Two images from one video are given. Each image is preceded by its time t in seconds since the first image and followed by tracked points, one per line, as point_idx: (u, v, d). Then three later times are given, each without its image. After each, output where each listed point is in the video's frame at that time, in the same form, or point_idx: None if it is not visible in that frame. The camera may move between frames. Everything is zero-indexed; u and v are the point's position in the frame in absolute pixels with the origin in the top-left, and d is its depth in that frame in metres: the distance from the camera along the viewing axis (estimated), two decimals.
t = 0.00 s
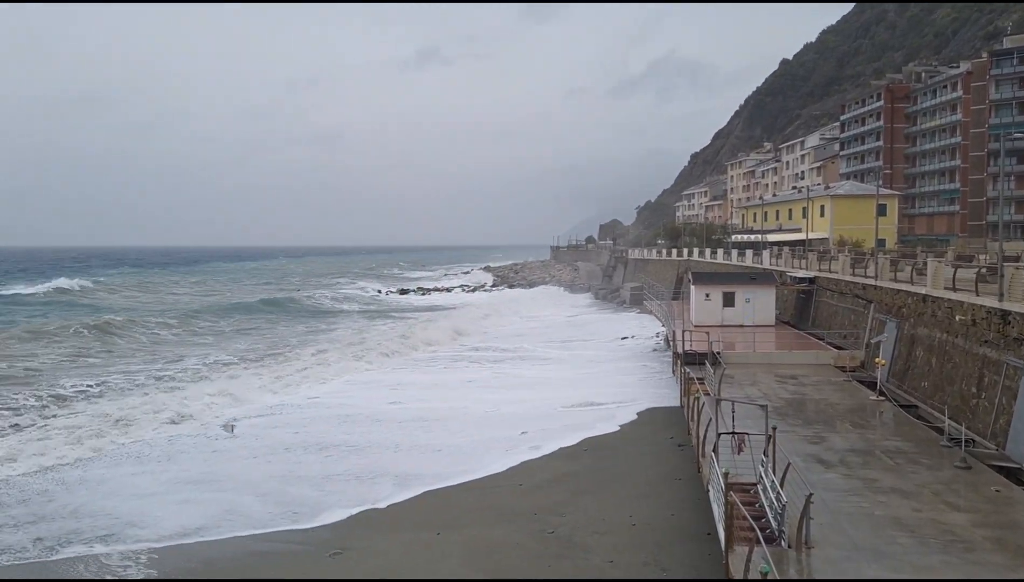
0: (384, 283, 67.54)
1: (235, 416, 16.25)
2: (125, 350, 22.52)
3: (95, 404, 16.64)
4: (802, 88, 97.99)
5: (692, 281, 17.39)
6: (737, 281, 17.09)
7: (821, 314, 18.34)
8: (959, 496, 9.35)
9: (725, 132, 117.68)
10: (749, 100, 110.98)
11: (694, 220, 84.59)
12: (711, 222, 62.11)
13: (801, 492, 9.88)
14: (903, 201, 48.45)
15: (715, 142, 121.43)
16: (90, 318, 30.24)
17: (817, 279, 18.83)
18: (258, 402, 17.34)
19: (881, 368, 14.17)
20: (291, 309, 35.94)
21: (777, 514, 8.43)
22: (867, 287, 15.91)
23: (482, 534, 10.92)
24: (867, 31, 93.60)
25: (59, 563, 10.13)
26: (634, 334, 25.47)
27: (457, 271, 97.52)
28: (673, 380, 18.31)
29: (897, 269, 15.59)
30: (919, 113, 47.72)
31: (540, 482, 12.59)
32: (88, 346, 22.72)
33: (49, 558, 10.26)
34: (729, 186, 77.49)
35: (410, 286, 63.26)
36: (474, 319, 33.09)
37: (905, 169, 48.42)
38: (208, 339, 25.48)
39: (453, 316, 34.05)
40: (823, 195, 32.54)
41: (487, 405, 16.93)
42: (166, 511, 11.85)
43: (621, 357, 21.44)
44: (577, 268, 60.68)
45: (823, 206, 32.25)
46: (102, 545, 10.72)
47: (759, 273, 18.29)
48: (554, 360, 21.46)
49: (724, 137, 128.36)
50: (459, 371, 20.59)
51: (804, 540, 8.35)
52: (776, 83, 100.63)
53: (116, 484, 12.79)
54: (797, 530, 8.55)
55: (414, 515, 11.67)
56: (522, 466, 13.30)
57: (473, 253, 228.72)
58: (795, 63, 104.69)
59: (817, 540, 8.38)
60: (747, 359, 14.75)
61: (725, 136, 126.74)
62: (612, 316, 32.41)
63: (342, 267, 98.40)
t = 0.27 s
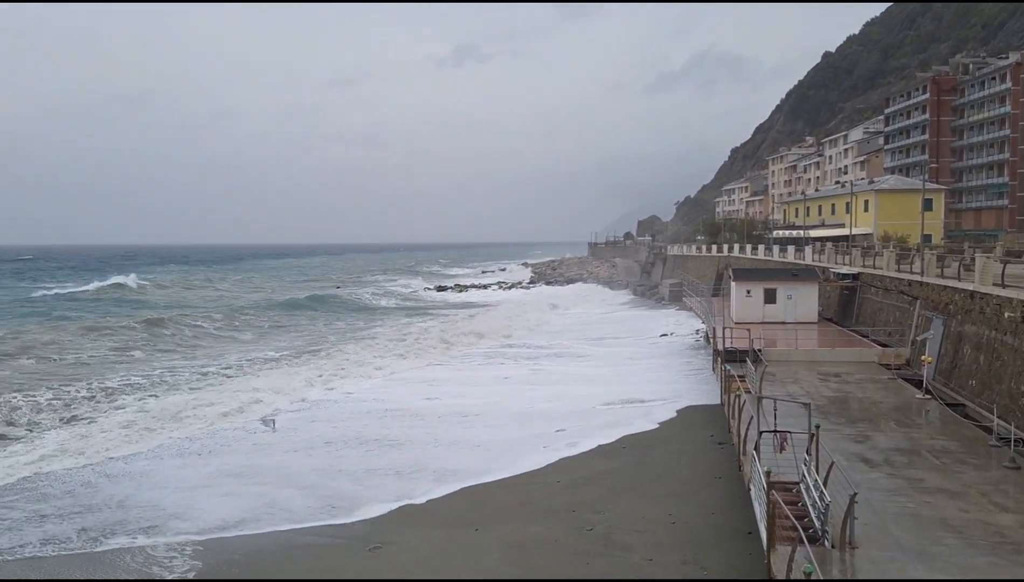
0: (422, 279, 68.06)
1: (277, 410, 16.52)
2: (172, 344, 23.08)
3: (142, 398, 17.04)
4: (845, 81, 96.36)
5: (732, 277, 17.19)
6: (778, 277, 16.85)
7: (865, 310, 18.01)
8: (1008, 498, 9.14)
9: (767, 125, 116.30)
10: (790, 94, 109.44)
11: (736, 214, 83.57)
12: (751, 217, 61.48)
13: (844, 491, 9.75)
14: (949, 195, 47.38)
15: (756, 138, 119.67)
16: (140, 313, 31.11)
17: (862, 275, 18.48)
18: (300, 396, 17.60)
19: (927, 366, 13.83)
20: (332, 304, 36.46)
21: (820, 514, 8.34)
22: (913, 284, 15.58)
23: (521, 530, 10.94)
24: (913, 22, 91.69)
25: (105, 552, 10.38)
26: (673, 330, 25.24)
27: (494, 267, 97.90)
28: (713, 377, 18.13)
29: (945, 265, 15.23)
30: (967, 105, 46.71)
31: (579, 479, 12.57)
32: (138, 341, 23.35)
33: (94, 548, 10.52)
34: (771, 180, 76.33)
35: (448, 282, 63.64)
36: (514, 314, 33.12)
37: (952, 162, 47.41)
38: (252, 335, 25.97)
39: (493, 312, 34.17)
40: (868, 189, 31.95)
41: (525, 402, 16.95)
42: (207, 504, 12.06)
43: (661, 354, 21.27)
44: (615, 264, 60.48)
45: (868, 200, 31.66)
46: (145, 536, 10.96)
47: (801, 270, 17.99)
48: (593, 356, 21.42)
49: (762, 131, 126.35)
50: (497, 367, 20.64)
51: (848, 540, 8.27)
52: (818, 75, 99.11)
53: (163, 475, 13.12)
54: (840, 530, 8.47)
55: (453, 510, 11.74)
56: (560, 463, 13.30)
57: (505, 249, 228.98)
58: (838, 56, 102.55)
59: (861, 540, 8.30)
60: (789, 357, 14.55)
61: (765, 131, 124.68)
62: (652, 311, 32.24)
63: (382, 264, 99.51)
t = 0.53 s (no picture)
0: (451, 277, 68.40)
1: (308, 406, 16.65)
2: (205, 340, 23.40)
3: (176, 394, 17.26)
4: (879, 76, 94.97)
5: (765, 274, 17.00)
6: (811, 275, 16.63)
7: (900, 308, 17.73)
8: None
9: (798, 121, 115.02)
10: (822, 89, 108.07)
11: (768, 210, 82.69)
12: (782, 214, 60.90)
13: (879, 491, 9.65)
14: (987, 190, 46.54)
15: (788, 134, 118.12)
16: (175, 310, 31.67)
17: (897, 272, 18.20)
18: (330, 392, 17.74)
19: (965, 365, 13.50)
20: (363, 300, 36.78)
21: (855, 514, 8.26)
22: (950, 281, 15.31)
23: (551, 528, 10.92)
24: (950, 15, 90.00)
25: (139, 546, 10.54)
26: (703, 327, 25.08)
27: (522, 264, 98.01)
28: (746, 375, 17.95)
29: (982, 262, 14.93)
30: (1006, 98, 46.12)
31: (608, 477, 12.52)
32: (172, 336, 23.74)
33: (128, 542, 10.66)
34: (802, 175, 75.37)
35: (476, 279, 63.87)
36: (545, 311, 33.10)
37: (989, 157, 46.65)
38: (284, 331, 26.29)
39: (524, 309, 34.18)
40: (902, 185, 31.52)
41: (556, 399, 16.94)
42: (238, 498, 12.18)
43: (691, 352, 21.14)
44: (644, 261, 60.27)
45: (903, 196, 31.20)
46: (178, 530, 11.10)
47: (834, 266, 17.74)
48: (624, 354, 21.33)
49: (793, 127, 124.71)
50: (529, 364, 20.60)
51: (883, 541, 8.19)
52: (851, 70, 97.87)
53: (198, 469, 13.31)
54: (875, 530, 8.39)
55: (483, 507, 11.75)
56: (589, 461, 13.26)
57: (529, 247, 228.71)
58: (871, 50, 100.80)
59: (896, 541, 8.22)
60: (823, 355, 14.36)
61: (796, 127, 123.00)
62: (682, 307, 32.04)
63: (411, 261, 100.30)
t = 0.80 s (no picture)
0: (474, 273, 68.62)
1: (334, 402, 16.76)
2: (232, 335, 23.65)
3: (204, 388, 17.47)
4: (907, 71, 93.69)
5: (790, 271, 16.85)
6: (838, 272, 16.46)
7: (929, 305, 17.51)
8: None
9: (824, 118, 113.86)
10: (849, 85, 106.83)
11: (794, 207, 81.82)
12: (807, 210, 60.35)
13: (906, 490, 9.55)
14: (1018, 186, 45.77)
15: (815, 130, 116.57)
16: (205, 306, 32.13)
17: (926, 269, 17.96)
18: (356, 388, 17.84)
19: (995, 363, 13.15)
20: (388, 296, 37.02)
21: (882, 514, 8.18)
22: (980, 279, 15.07)
23: (574, 525, 10.90)
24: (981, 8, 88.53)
25: (164, 539, 10.65)
26: (729, 324, 24.92)
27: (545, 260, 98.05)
28: (772, 373, 17.82)
29: (1013, 258, 14.66)
30: None
31: (632, 475, 12.48)
32: (201, 331, 24.05)
33: (153, 535, 10.78)
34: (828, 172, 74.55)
35: (499, 276, 63.97)
36: (572, 307, 33.03)
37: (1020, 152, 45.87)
38: (311, 327, 26.52)
39: (550, 306, 34.17)
40: (931, 181, 31.11)
41: (580, 396, 16.91)
42: (262, 493, 12.28)
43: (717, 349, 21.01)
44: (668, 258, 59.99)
45: (932, 192, 30.82)
46: (201, 523, 11.21)
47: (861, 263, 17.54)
48: (649, 351, 21.25)
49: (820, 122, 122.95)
50: (555, 360, 20.59)
51: (911, 540, 8.12)
52: (879, 65, 96.76)
53: (225, 462, 13.47)
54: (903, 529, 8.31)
55: (506, 503, 11.76)
56: (613, 458, 13.22)
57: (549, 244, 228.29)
58: (901, 44, 99.06)
59: (924, 541, 8.15)
60: (850, 352, 14.21)
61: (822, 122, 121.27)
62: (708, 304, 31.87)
63: (435, 258, 100.95)
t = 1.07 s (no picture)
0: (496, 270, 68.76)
1: (357, 398, 16.83)
2: (256, 331, 23.85)
3: (227, 384, 17.62)
4: (935, 67, 92.43)
5: (816, 269, 16.70)
6: (865, 270, 16.30)
7: (957, 303, 17.28)
8: None
9: (850, 114, 112.71)
10: (875, 81, 105.70)
11: (819, 204, 80.95)
12: (831, 207, 59.80)
13: (934, 490, 9.44)
14: None
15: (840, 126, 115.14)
16: (232, 303, 32.51)
17: (953, 267, 17.74)
18: (379, 385, 17.91)
19: None
20: (412, 293, 37.19)
21: (909, 514, 8.08)
22: (1009, 276, 14.83)
23: (596, 524, 10.86)
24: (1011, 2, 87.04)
25: (186, 533, 10.73)
26: (753, 322, 24.73)
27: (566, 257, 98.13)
28: (797, 372, 17.68)
29: None
30: None
31: (655, 474, 12.42)
32: (227, 327, 24.31)
33: (176, 529, 10.86)
34: (853, 168, 73.76)
35: (521, 273, 64.02)
36: (597, 305, 32.93)
37: None
38: (335, 324, 26.70)
39: (574, 303, 34.14)
40: (959, 177, 30.72)
41: (603, 394, 16.87)
42: (284, 488, 12.35)
43: (740, 347, 20.88)
44: (691, 255, 59.76)
45: (960, 188, 30.44)
46: (223, 518, 11.30)
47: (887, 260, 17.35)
48: (672, 349, 21.17)
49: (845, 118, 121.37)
50: (579, 358, 20.55)
51: (939, 542, 8.04)
52: (907, 61, 95.66)
53: (249, 457, 13.57)
54: (931, 530, 8.22)
55: (530, 501, 11.76)
56: (635, 457, 13.17)
57: (567, 240, 227.74)
58: (928, 39, 97.42)
59: (952, 542, 8.06)
60: (877, 351, 14.04)
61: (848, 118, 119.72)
62: (732, 301, 31.71)
63: (457, 256, 101.45)
